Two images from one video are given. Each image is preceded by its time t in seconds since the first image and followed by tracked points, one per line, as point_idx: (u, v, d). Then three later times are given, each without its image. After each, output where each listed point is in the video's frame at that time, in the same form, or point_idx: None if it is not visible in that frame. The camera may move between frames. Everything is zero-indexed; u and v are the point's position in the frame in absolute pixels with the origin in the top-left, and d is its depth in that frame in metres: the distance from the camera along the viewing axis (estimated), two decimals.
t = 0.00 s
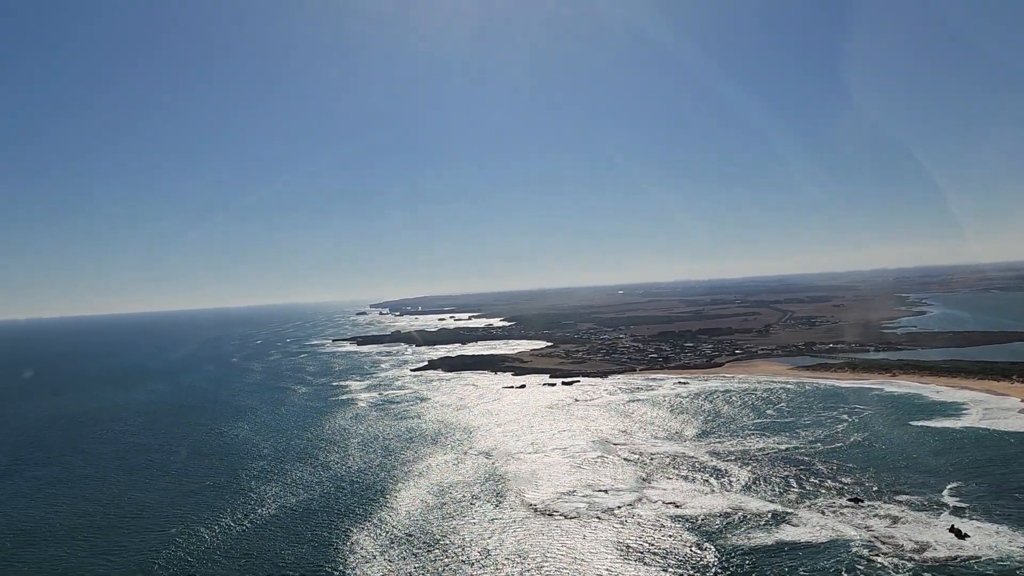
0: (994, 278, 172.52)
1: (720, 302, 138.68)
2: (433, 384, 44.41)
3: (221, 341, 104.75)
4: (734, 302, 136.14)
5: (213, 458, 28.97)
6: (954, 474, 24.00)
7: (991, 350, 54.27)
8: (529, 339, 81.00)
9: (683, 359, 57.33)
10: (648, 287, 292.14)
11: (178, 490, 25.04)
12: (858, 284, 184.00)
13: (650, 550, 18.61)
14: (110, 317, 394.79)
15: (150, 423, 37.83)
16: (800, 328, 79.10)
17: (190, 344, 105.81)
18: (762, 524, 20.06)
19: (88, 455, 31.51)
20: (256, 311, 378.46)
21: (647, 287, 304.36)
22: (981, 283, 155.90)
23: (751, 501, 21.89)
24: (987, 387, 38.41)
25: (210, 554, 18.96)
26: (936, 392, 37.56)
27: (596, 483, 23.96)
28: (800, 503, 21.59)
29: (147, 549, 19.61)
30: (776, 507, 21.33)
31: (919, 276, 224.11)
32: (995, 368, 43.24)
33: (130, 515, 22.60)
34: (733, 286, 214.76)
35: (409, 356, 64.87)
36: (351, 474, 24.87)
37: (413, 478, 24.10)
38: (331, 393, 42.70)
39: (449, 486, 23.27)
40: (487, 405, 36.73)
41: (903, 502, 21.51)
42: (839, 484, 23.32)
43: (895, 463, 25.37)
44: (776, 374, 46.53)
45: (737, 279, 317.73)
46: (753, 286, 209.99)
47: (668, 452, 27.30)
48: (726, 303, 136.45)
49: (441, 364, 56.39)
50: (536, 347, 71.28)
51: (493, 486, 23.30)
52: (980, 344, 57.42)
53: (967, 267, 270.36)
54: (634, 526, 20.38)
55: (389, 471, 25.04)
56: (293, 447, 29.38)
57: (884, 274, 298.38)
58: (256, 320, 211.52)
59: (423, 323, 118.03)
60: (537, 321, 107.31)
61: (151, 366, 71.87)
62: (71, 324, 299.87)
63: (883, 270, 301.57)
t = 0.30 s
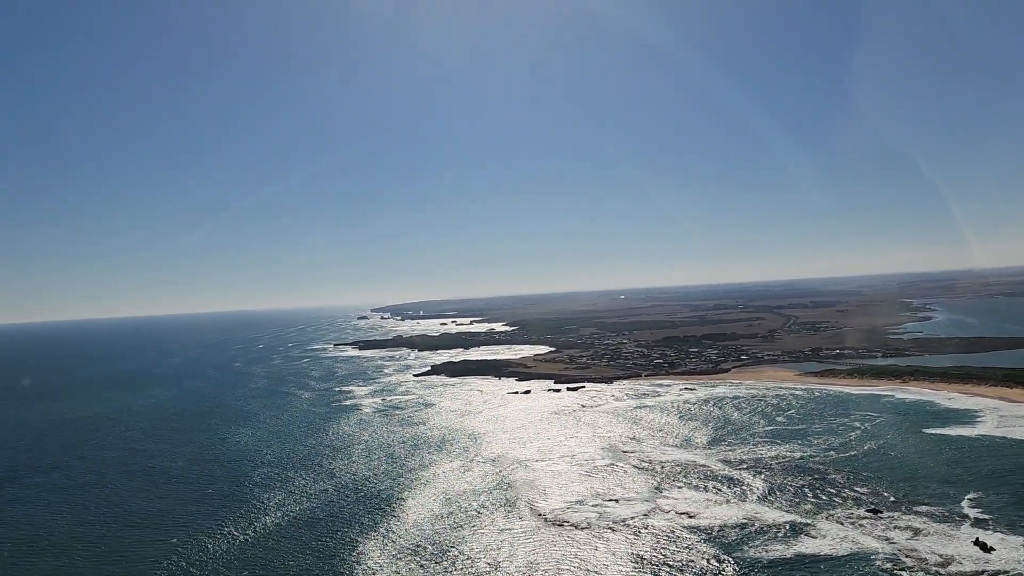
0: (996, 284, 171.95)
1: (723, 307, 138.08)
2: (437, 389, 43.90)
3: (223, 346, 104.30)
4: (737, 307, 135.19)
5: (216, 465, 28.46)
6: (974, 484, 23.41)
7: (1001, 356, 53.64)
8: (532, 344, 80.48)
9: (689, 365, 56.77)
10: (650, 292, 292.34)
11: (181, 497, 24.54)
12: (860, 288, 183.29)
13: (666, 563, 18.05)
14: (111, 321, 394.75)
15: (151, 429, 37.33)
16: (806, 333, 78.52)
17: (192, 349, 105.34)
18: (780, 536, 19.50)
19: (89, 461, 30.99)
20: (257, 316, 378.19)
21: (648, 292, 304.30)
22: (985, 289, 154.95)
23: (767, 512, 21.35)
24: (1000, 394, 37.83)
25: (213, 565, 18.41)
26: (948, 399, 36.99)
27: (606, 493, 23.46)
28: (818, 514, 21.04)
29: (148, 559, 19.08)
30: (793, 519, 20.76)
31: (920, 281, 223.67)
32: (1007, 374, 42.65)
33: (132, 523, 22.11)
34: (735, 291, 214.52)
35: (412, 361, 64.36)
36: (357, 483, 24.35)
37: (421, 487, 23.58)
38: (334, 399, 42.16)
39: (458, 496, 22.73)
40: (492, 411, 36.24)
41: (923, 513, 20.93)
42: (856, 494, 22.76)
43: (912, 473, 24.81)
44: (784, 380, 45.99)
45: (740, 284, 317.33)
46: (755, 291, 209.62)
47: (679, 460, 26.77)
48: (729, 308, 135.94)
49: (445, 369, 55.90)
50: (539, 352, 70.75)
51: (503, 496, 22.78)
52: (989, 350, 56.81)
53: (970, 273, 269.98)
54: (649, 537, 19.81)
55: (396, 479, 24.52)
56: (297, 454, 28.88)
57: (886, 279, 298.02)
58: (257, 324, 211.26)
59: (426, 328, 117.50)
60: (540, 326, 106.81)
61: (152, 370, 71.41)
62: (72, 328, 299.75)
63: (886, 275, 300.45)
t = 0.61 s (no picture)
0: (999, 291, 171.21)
1: (726, 314, 137.57)
2: (442, 397, 43.25)
3: (223, 352, 103.57)
4: (741, 314, 134.44)
5: (218, 474, 27.87)
6: (998, 497, 22.76)
7: (1012, 364, 52.91)
8: (535, 351, 79.85)
9: (695, 372, 56.10)
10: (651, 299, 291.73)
11: (183, 508, 23.95)
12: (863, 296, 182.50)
13: None
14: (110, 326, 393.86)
15: (152, 437, 36.70)
16: (811, 340, 77.88)
17: (192, 355, 104.61)
18: (802, 551, 18.86)
19: (88, 470, 30.36)
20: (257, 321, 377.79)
21: (649, 299, 303.67)
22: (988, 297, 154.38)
23: (787, 525, 20.72)
24: (1015, 404, 37.19)
25: None
26: (962, 408, 36.34)
27: (619, 505, 22.81)
28: (839, 528, 20.40)
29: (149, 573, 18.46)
30: (814, 533, 20.11)
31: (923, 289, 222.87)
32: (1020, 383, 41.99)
33: (132, 535, 21.51)
34: (738, 298, 213.81)
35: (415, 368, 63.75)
36: (364, 494, 23.74)
37: (429, 498, 22.96)
38: (338, 406, 41.52)
39: (467, 508, 22.12)
40: (499, 419, 35.61)
41: (948, 528, 20.30)
42: (877, 507, 22.13)
43: (932, 485, 24.18)
44: (793, 388, 45.36)
45: (741, 291, 316.80)
46: (758, 299, 208.80)
47: (692, 471, 26.14)
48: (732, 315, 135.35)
49: (449, 376, 55.26)
50: (543, 360, 70.10)
51: (514, 508, 22.14)
52: (999, 359, 56.11)
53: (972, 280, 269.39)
54: (666, 552, 19.18)
55: (403, 490, 23.90)
56: (301, 463, 28.26)
57: (889, 286, 297.18)
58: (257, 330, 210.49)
59: (428, 334, 116.79)
60: (543, 333, 106.19)
61: (152, 377, 70.74)
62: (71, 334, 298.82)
63: (888, 282, 299.51)
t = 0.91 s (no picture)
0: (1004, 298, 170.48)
1: (729, 320, 136.96)
2: (447, 404, 42.74)
3: (225, 359, 103.13)
4: (744, 320, 133.87)
5: (221, 482, 27.37)
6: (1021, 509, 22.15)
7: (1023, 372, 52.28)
8: (539, 357, 79.31)
9: (702, 380, 55.53)
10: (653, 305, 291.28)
11: (184, 517, 23.42)
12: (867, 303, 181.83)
13: None
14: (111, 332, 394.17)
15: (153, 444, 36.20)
16: (817, 347, 77.27)
17: (193, 361, 104.23)
18: (823, 565, 18.28)
19: (88, 479, 29.85)
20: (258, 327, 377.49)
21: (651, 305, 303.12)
22: (993, 304, 153.01)
23: (805, 538, 20.17)
24: None
25: None
26: (976, 417, 35.74)
27: (631, 516, 22.23)
28: (859, 541, 19.84)
29: None
30: (833, 547, 19.53)
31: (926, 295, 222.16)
32: None
33: (133, 545, 20.97)
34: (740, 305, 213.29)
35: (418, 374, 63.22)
36: (370, 504, 23.19)
37: (437, 509, 22.41)
38: (341, 414, 41.01)
39: (476, 519, 21.56)
40: (505, 427, 35.07)
41: (972, 541, 19.71)
42: (897, 519, 21.54)
43: (951, 496, 23.61)
44: (802, 396, 44.78)
45: (743, 298, 316.05)
46: (761, 305, 208.14)
47: (705, 481, 25.57)
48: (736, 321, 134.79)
49: (453, 383, 54.76)
50: (547, 366, 69.57)
51: (523, 519, 21.57)
52: (1009, 366, 55.45)
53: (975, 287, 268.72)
54: (681, 565, 18.60)
55: (410, 500, 23.36)
56: (304, 472, 27.72)
57: (891, 292, 296.51)
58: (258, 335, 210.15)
59: (430, 340, 116.28)
60: (546, 339, 105.67)
61: (153, 383, 70.29)
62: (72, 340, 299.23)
63: (890, 289, 298.78)
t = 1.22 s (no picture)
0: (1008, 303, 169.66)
1: (733, 326, 136.25)
2: (452, 410, 42.19)
3: (227, 365, 102.66)
4: (748, 326, 133.10)
5: (225, 491, 26.86)
6: None
7: None
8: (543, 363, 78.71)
9: (709, 386, 54.94)
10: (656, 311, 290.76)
11: (187, 527, 22.90)
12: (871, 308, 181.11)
13: None
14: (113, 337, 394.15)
15: (156, 452, 35.74)
16: (824, 353, 76.64)
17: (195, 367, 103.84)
18: None
19: (89, 487, 29.35)
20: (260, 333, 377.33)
21: (654, 311, 302.49)
22: (1001, 309, 151.80)
23: (825, 550, 19.62)
24: None
25: None
26: (990, 424, 35.14)
27: (644, 527, 21.68)
28: (881, 553, 19.29)
29: None
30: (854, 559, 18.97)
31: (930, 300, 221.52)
32: None
33: (135, 556, 20.45)
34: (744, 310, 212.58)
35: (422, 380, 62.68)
36: (376, 513, 22.66)
37: (445, 519, 21.87)
38: (345, 420, 40.47)
39: (486, 530, 21.01)
40: (511, 434, 34.54)
41: (997, 553, 19.15)
42: (918, 530, 20.99)
43: (972, 506, 23.04)
44: (812, 402, 44.22)
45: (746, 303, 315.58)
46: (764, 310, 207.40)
47: (718, 490, 25.01)
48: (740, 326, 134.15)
49: (458, 389, 54.21)
50: (552, 372, 69.01)
51: (534, 530, 21.03)
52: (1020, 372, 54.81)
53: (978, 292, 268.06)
54: None
55: (418, 510, 22.82)
56: (309, 481, 27.20)
57: (894, 297, 295.81)
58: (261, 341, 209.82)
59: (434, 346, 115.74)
60: (550, 345, 105.10)
61: (156, 390, 69.84)
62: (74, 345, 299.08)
63: (893, 294, 297.98)
